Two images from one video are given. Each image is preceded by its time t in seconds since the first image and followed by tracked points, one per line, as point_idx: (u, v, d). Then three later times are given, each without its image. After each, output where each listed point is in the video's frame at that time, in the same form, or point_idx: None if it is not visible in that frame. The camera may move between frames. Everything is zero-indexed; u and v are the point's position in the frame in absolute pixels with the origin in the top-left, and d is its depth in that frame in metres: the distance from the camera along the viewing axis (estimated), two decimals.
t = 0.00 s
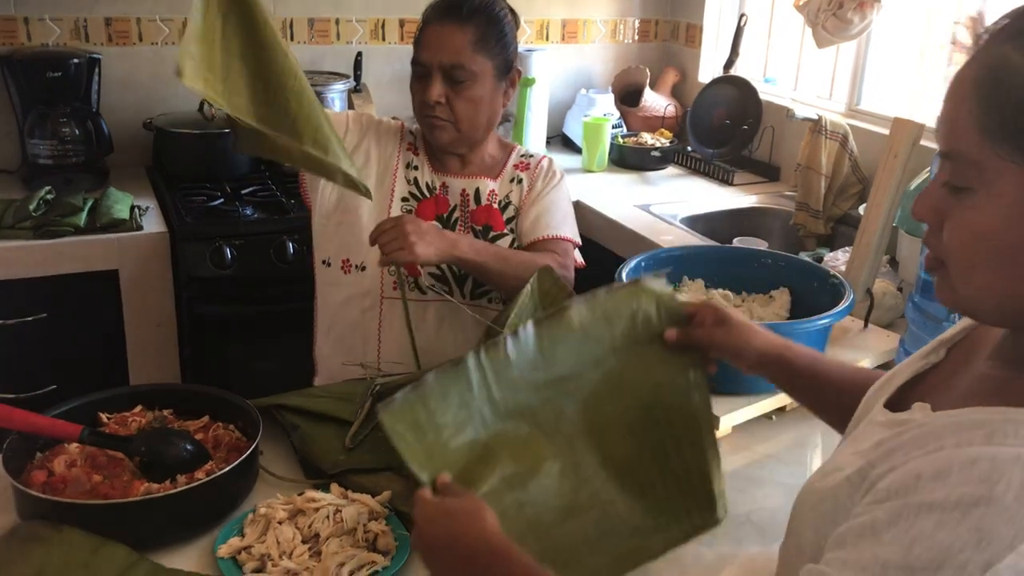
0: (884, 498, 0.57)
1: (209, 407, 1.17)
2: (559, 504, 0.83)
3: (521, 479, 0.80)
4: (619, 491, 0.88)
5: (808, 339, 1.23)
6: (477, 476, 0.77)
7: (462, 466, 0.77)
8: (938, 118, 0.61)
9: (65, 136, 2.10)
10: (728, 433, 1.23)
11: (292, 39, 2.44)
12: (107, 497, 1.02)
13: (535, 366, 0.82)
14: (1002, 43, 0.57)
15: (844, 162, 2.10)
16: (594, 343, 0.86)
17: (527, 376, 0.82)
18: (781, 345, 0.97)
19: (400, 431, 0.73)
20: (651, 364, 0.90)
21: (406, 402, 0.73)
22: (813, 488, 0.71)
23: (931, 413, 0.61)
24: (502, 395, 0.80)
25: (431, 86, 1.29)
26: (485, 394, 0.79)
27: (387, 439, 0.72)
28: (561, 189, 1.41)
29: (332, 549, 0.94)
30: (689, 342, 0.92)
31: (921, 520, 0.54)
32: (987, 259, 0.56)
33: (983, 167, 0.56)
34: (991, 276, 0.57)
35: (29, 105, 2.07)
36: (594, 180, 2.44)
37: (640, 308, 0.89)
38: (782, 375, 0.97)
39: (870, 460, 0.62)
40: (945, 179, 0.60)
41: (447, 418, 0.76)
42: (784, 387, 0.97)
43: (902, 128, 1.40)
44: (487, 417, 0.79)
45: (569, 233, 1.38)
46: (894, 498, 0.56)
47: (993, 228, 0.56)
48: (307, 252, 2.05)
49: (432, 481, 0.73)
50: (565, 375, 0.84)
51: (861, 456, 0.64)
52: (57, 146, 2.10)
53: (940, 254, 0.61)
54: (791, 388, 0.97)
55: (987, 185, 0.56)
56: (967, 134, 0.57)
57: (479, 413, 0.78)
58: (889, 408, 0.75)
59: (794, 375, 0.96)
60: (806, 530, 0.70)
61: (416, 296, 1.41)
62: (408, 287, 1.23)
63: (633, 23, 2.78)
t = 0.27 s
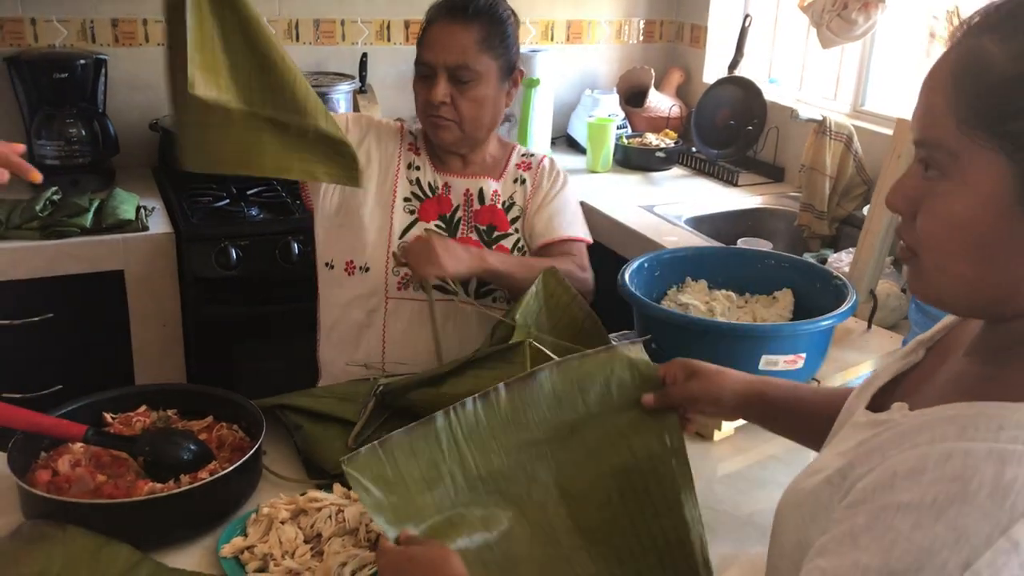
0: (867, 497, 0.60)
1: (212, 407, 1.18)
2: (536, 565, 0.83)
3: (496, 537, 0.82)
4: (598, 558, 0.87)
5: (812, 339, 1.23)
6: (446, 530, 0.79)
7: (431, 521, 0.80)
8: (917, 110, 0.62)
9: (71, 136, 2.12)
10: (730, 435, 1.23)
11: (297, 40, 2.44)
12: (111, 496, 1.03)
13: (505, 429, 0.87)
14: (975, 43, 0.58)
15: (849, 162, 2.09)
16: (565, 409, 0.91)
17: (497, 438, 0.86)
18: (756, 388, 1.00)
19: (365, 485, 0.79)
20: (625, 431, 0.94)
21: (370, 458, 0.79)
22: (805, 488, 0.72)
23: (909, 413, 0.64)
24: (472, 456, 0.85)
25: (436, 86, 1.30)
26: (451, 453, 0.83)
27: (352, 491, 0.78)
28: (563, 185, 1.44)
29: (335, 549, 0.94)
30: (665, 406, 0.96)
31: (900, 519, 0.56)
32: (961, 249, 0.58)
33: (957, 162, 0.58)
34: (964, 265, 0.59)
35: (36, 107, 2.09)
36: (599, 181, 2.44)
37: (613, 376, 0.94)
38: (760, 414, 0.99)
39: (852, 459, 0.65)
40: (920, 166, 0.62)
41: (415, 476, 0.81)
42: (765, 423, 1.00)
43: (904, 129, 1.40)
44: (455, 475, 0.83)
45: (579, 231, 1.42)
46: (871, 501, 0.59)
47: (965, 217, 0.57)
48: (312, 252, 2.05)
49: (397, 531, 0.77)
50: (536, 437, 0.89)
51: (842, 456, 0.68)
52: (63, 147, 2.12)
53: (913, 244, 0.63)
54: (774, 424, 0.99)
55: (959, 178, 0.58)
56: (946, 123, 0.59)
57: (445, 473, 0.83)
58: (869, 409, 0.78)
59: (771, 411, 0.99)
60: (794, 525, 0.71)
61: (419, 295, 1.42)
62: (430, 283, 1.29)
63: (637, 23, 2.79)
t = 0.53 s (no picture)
0: (864, 499, 0.60)
1: (220, 407, 1.18)
2: None
3: (507, 557, 0.81)
4: None
5: (818, 340, 1.23)
6: (456, 549, 0.78)
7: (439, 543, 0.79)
8: (920, 105, 0.63)
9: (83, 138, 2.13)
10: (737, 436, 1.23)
11: (306, 42, 2.45)
12: (119, 496, 1.03)
13: (511, 450, 0.86)
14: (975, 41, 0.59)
15: (857, 163, 2.09)
16: (569, 429, 0.91)
17: (503, 459, 0.86)
18: (755, 397, 1.02)
19: (371, 508, 0.78)
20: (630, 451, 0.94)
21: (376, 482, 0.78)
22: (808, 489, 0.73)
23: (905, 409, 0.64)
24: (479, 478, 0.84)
25: (443, 82, 1.31)
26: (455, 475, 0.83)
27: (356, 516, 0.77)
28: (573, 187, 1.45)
29: (341, 549, 0.95)
30: (667, 423, 0.97)
31: (897, 521, 0.57)
32: (958, 241, 0.58)
33: (956, 157, 0.58)
34: (961, 256, 0.59)
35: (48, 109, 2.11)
36: (607, 183, 2.44)
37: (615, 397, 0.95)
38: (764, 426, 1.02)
39: (848, 457, 0.65)
40: (921, 159, 0.62)
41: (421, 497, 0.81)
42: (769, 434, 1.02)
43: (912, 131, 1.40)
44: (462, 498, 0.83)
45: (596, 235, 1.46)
46: (869, 503, 0.60)
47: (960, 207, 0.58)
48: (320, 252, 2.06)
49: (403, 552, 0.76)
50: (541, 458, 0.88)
51: (838, 455, 0.68)
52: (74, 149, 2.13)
53: (912, 238, 0.63)
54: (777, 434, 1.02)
55: (958, 168, 0.58)
56: (949, 118, 0.59)
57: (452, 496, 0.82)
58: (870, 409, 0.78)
59: (776, 424, 1.01)
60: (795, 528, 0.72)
61: (426, 298, 1.41)
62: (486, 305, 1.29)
63: (646, 25, 2.79)
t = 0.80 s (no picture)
0: (883, 495, 0.61)
1: (231, 408, 1.19)
2: None
3: (541, 562, 0.83)
4: None
5: (829, 343, 1.23)
6: (492, 555, 0.80)
7: (475, 548, 0.81)
8: (943, 106, 0.63)
9: (94, 140, 2.12)
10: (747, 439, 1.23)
11: (317, 45, 2.45)
12: (131, 496, 1.04)
13: (548, 462, 0.87)
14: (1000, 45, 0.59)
15: (869, 165, 2.09)
16: (606, 442, 0.91)
17: (539, 470, 0.87)
18: (785, 406, 1.00)
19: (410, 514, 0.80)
20: (666, 463, 0.94)
21: (415, 492, 0.79)
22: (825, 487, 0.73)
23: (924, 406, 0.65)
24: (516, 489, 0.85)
25: (445, 81, 1.30)
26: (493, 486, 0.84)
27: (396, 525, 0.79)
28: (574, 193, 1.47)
29: (350, 549, 0.95)
30: (700, 437, 0.97)
31: (912, 522, 0.57)
32: (979, 241, 0.58)
33: (980, 157, 0.58)
34: (981, 257, 0.59)
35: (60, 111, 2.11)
36: (616, 185, 2.44)
37: (651, 410, 0.95)
38: (794, 432, 1.00)
39: (864, 457, 0.65)
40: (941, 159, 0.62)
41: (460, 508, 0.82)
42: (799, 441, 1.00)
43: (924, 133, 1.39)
44: (500, 508, 0.84)
45: (597, 242, 1.50)
46: (887, 500, 0.60)
47: (983, 205, 0.58)
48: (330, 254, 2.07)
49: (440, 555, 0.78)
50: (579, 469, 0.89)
51: (856, 453, 0.68)
52: (86, 151, 2.13)
53: (933, 238, 0.63)
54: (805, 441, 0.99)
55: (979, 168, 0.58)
56: (969, 118, 0.59)
57: (490, 507, 0.83)
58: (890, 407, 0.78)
59: (806, 430, 0.99)
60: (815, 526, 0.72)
61: (429, 307, 1.40)
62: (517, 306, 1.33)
63: (656, 28, 2.79)
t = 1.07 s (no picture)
0: (895, 495, 0.63)
1: (242, 416, 1.20)
2: None
3: (568, 555, 0.87)
4: None
5: (837, 352, 1.23)
6: (520, 547, 0.85)
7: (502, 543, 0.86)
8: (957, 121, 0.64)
9: (107, 149, 2.15)
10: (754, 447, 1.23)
11: (327, 54, 2.47)
12: (143, 502, 1.05)
13: (574, 464, 0.94)
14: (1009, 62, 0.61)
15: (875, 175, 2.09)
16: (630, 445, 0.97)
17: (566, 471, 0.93)
18: (807, 409, 1.04)
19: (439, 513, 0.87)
20: (694, 464, 0.99)
21: (441, 492, 0.88)
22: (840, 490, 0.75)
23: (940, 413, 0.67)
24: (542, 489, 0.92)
25: (419, 94, 1.33)
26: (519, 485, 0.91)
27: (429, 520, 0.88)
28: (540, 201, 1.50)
29: (360, 557, 0.96)
30: (723, 437, 1.01)
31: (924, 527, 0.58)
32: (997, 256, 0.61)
33: (990, 172, 0.62)
34: (1000, 268, 0.62)
35: (73, 120, 2.13)
36: (623, 194, 2.45)
37: (676, 414, 1.00)
38: (818, 436, 1.04)
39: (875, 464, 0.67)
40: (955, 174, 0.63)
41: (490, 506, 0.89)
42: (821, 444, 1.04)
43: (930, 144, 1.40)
44: (528, 506, 0.91)
45: (564, 253, 1.53)
46: (898, 499, 0.62)
47: (994, 221, 0.61)
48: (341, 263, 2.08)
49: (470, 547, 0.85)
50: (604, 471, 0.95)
51: (871, 455, 0.70)
52: (98, 160, 2.16)
53: (951, 251, 0.66)
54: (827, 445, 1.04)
55: (993, 184, 0.61)
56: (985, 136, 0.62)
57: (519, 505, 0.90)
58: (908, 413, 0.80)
59: (830, 435, 1.03)
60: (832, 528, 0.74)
61: (418, 330, 1.42)
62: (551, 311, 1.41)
63: (664, 37, 2.80)
